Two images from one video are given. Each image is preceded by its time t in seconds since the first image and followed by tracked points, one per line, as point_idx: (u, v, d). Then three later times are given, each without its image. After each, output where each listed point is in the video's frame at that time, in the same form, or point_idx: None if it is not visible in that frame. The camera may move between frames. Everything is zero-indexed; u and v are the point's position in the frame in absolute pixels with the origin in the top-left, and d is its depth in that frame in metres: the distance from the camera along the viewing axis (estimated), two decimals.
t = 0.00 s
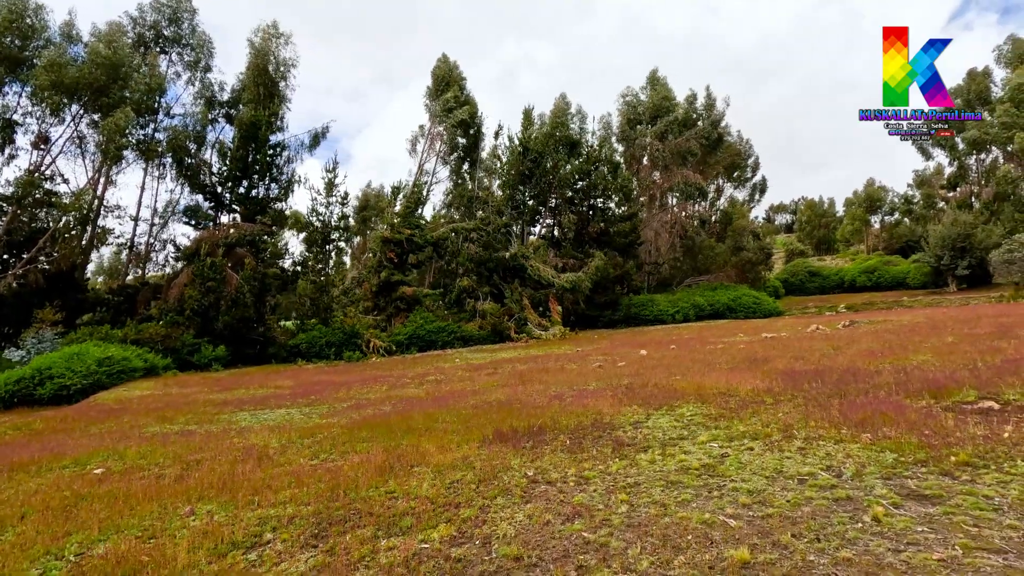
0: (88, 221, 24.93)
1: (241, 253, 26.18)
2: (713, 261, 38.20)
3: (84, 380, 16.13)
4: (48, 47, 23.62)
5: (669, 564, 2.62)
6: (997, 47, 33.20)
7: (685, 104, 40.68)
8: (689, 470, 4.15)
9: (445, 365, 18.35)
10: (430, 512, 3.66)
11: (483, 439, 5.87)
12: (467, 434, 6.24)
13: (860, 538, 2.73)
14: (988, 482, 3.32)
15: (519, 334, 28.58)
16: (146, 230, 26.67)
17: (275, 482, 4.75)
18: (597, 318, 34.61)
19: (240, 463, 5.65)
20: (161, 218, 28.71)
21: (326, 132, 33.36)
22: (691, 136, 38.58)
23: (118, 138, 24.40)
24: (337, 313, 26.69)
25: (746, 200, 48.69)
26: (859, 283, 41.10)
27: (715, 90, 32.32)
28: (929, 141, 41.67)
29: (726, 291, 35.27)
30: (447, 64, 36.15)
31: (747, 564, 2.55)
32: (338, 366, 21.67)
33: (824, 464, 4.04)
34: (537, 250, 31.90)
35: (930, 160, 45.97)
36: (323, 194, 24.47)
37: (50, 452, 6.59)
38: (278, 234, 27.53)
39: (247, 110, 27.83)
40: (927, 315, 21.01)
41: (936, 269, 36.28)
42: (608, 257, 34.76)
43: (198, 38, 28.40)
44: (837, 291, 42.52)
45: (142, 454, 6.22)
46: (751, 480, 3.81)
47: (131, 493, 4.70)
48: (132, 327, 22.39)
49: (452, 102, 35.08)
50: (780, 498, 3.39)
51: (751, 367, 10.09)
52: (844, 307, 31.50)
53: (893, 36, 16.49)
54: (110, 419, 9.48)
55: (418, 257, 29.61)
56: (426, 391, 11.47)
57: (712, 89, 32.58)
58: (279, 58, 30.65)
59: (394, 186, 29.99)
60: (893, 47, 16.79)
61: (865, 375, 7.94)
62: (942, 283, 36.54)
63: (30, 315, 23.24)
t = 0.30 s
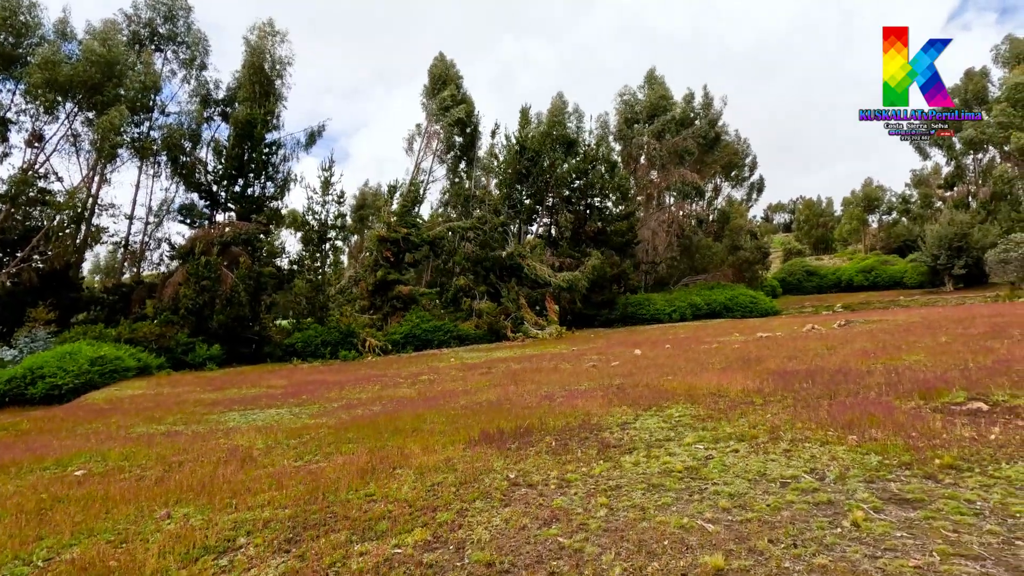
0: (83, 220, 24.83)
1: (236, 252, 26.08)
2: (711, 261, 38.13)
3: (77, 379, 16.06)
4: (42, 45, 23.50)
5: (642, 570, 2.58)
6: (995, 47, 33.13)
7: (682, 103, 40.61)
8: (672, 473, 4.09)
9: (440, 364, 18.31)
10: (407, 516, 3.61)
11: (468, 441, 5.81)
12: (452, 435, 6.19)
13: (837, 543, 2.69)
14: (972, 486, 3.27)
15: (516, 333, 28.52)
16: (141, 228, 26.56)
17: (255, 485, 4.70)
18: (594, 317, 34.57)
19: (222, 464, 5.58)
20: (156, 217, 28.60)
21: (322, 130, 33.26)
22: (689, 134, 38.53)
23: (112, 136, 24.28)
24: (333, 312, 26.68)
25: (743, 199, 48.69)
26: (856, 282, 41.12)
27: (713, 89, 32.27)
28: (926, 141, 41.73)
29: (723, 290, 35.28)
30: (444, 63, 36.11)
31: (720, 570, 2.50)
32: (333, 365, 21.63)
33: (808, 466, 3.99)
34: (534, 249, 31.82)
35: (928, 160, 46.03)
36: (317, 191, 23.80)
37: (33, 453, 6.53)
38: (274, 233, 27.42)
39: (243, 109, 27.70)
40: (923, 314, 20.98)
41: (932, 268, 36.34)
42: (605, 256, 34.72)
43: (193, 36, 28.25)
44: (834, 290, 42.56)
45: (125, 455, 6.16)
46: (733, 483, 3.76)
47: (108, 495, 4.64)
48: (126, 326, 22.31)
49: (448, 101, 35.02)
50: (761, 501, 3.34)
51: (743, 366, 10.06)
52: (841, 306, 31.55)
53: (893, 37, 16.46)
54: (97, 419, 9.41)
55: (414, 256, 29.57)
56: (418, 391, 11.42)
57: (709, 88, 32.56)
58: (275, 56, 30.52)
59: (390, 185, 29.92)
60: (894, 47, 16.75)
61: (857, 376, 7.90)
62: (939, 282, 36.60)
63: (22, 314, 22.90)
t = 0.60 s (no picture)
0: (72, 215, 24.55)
1: (227, 248, 26.01)
2: (704, 259, 38.17)
3: (62, 375, 15.90)
4: (31, 38, 23.23)
5: (602, 566, 2.52)
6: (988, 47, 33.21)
7: (677, 100, 40.55)
8: (646, 468, 4.03)
9: (430, 361, 18.22)
10: (372, 511, 3.53)
11: (446, 435, 5.73)
12: (432, 430, 6.11)
13: (803, 539, 2.63)
14: (943, 481, 3.22)
15: (509, 331, 28.44)
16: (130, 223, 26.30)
17: (225, 480, 4.61)
18: (588, 315, 34.53)
19: (196, 460, 5.49)
20: (146, 212, 28.31)
21: (314, 125, 33.03)
22: (683, 132, 38.52)
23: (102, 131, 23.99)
24: (325, 308, 26.84)
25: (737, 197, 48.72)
26: (849, 281, 41.21)
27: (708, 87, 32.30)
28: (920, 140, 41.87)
29: (717, 288, 35.32)
30: (437, 59, 36.02)
31: (681, 567, 2.44)
32: (324, 362, 21.48)
33: (783, 462, 3.94)
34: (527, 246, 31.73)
35: (921, 159, 46.25)
36: (311, 188, 23.88)
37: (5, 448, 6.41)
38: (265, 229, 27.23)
39: (234, 103, 27.46)
40: (914, 313, 21.01)
41: (925, 267, 36.47)
42: (599, 254, 34.68)
43: (185, 29, 27.96)
44: (827, 288, 42.66)
45: (98, 451, 6.05)
46: (705, 477, 3.70)
47: (74, 490, 4.54)
48: (114, 322, 22.10)
49: (441, 97, 34.93)
50: (730, 496, 3.28)
51: (730, 363, 10.03)
52: (834, 304, 31.64)
53: (893, 37, 16.46)
54: (77, 415, 9.26)
55: (407, 252, 29.43)
56: (404, 387, 11.32)
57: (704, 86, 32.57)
58: (267, 51, 30.28)
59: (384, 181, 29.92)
60: (893, 47, 16.74)
61: (842, 372, 7.88)
62: (931, 281, 36.74)
63: (9, 308, 22.80)
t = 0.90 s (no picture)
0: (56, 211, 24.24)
1: (215, 243, 25.44)
2: (696, 255, 38.22)
3: (44, 372, 15.70)
4: (14, 30, 22.86)
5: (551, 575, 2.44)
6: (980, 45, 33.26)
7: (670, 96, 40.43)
8: (613, 470, 3.96)
9: (418, 357, 18.14)
10: (329, 514, 3.44)
11: (419, 435, 5.64)
12: (406, 430, 6.01)
13: (760, 545, 2.56)
14: (910, 483, 3.16)
15: (500, 327, 28.35)
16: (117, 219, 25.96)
17: (187, 482, 4.50)
18: (580, 311, 34.49)
19: (162, 461, 5.38)
20: (133, 208, 27.99)
21: (304, 120, 32.76)
22: (676, 128, 38.44)
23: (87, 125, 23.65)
24: (315, 305, 26.54)
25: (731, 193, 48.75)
26: (841, 277, 41.33)
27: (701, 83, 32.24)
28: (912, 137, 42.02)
29: (708, 284, 35.36)
30: (429, 54, 35.79)
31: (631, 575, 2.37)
32: (312, 359, 21.34)
33: (752, 463, 3.87)
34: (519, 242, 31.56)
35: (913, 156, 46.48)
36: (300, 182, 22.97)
37: None
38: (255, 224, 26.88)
39: (222, 97, 27.13)
40: (902, 309, 21.10)
41: (915, 264, 36.63)
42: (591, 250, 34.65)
43: (172, 22, 27.55)
44: (820, 285, 42.79)
45: (65, 451, 5.92)
46: (673, 479, 3.63)
47: (31, 493, 4.43)
48: (99, 319, 21.86)
49: (433, 92, 34.73)
50: (693, 499, 3.21)
51: (715, 360, 9.98)
52: (825, 301, 31.75)
53: (893, 37, 16.42)
54: (52, 414, 9.10)
55: (398, 249, 29.31)
56: (387, 385, 11.21)
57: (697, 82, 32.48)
58: (256, 44, 29.90)
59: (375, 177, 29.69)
60: (893, 47, 16.72)
61: (823, 369, 7.83)
62: (922, 277, 36.93)
63: None
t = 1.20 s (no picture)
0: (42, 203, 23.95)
1: (204, 237, 25.12)
2: (688, 253, 38.33)
3: (26, 366, 15.55)
4: None
5: None
6: (972, 46, 33.45)
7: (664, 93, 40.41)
8: (580, 468, 3.94)
9: (407, 353, 18.09)
10: (289, 513, 3.39)
11: (393, 432, 5.60)
12: (382, 427, 5.98)
13: (714, 546, 2.54)
14: (871, 484, 3.15)
15: (491, 324, 28.30)
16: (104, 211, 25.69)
17: (153, 480, 4.44)
18: (572, 308, 34.53)
19: (132, 457, 5.31)
20: (121, 201, 27.70)
21: (295, 114, 32.51)
22: (669, 126, 38.44)
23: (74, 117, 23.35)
24: (305, 300, 26.33)
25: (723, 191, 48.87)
26: (833, 276, 41.52)
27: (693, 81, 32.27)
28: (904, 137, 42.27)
29: (700, 282, 35.46)
30: (422, 48, 35.55)
31: None
32: (301, 354, 21.26)
33: (719, 462, 3.86)
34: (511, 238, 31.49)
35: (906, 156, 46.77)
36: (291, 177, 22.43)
37: None
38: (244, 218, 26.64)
39: (212, 90, 26.85)
40: (891, 308, 21.20)
41: (905, 263, 36.88)
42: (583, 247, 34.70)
43: (161, 13, 27.18)
44: (811, 283, 42.99)
45: (35, 447, 5.84)
46: (638, 478, 3.62)
47: None
48: (85, 313, 21.66)
49: (426, 87, 34.52)
50: (655, 499, 3.19)
51: (698, 358, 9.98)
52: (815, 299, 31.94)
53: (893, 36, 16.47)
54: (30, 409, 9.00)
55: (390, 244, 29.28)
56: (371, 380, 11.18)
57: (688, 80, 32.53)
58: (246, 36, 29.58)
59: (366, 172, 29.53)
60: (893, 47, 16.74)
61: (803, 368, 7.83)
62: (912, 277, 37.19)
63: None
